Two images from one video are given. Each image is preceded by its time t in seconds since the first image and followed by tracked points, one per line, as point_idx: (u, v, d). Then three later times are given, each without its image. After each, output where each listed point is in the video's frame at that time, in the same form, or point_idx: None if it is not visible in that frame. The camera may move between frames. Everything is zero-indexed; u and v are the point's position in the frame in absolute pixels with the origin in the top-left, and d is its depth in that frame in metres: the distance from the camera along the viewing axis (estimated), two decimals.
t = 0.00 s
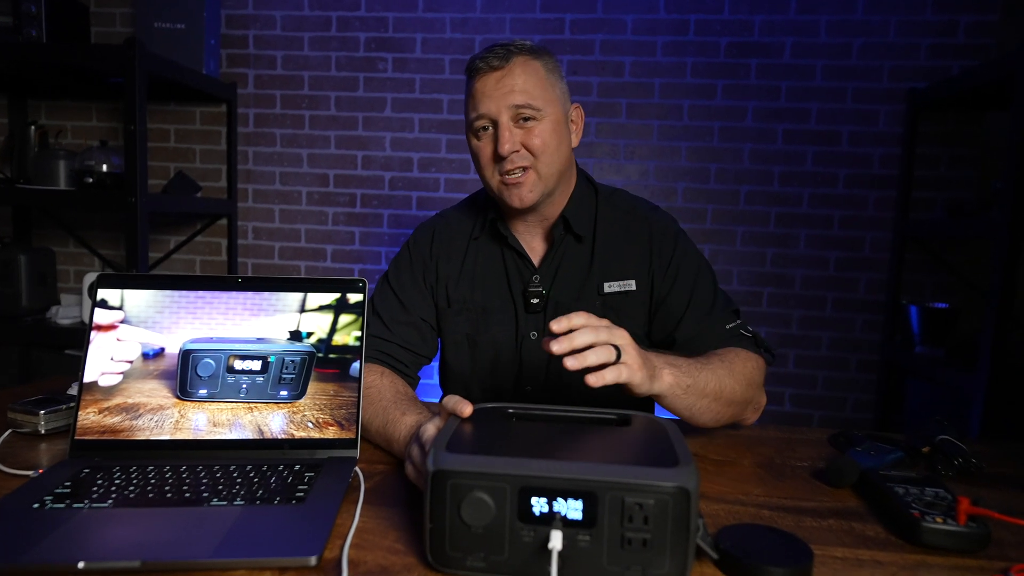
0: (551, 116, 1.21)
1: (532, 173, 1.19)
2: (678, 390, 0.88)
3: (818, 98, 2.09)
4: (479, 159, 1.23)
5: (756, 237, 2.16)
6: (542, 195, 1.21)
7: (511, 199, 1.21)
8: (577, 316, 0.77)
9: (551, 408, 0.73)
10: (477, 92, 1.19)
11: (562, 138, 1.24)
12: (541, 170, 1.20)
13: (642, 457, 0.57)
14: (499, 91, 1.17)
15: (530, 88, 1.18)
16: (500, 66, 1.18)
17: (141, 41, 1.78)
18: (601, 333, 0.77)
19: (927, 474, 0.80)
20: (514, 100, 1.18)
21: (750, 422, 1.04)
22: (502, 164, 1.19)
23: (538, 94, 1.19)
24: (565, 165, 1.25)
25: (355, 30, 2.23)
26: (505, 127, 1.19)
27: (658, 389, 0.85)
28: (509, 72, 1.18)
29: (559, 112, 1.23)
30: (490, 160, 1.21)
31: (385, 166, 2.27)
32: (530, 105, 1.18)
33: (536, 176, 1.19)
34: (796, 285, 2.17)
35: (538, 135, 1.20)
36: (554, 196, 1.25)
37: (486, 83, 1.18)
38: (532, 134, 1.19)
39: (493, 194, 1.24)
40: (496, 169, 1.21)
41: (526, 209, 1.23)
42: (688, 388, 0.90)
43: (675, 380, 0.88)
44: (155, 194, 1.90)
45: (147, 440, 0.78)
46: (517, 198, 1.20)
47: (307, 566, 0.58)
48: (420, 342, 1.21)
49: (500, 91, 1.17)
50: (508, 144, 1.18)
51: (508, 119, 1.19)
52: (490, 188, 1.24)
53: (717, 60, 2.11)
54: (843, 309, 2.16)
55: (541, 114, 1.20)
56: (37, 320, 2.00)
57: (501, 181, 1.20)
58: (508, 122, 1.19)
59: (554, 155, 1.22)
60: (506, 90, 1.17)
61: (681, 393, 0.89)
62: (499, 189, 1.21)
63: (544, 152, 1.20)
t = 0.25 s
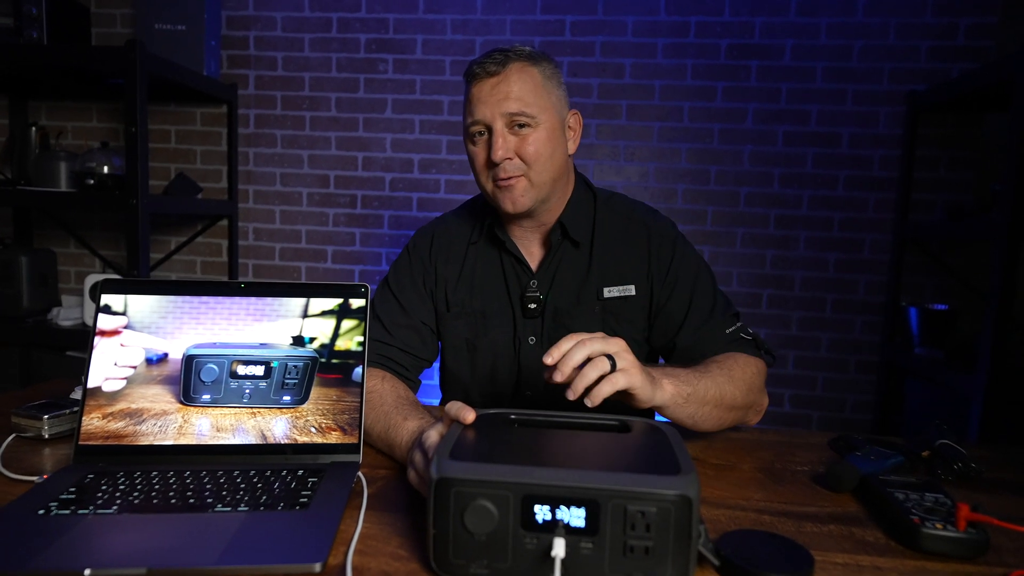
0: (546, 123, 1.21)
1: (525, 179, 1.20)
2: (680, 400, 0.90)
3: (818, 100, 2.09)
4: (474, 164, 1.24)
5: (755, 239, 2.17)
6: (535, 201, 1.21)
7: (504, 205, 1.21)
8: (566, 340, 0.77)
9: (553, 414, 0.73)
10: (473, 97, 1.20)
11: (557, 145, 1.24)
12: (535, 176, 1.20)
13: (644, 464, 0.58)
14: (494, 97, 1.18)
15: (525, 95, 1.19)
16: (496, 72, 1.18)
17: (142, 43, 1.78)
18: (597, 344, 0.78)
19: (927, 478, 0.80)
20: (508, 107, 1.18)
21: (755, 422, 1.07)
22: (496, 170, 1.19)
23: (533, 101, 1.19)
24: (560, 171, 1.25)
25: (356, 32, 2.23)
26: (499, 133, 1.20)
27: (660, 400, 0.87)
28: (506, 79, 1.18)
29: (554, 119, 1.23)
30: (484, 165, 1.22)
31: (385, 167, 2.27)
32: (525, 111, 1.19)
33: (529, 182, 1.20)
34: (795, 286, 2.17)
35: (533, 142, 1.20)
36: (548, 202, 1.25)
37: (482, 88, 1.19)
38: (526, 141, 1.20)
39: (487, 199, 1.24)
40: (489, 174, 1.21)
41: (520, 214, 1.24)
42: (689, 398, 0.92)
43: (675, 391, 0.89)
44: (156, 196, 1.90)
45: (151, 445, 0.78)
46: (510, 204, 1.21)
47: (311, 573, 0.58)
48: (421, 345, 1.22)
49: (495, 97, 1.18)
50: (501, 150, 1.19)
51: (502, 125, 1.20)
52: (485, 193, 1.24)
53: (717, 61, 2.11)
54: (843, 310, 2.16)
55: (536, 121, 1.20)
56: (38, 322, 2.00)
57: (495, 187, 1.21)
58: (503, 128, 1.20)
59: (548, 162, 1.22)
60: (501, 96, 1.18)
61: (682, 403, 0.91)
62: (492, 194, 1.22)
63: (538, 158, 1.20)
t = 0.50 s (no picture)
0: (552, 122, 1.21)
1: (531, 178, 1.19)
2: (685, 373, 0.90)
3: (818, 96, 2.09)
4: (478, 162, 1.24)
5: (755, 236, 2.17)
6: (541, 200, 1.22)
7: (509, 203, 1.21)
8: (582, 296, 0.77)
9: (553, 410, 0.73)
10: (479, 94, 1.19)
11: (563, 144, 1.24)
12: (540, 175, 1.20)
13: (643, 460, 0.58)
14: (501, 95, 1.17)
15: (532, 94, 1.18)
16: (502, 70, 1.17)
17: (141, 40, 1.78)
18: (616, 299, 0.77)
19: (926, 474, 0.81)
20: (515, 105, 1.18)
21: (755, 417, 1.06)
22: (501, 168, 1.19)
23: (539, 100, 1.19)
24: (565, 170, 1.24)
25: (356, 29, 2.23)
26: (505, 132, 1.19)
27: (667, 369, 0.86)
28: (512, 77, 1.17)
29: (560, 118, 1.23)
30: (489, 164, 1.21)
31: (385, 165, 2.27)
32: (531, 110, 1.18)
33: (535, 181, 1.20)
34: (795, 283, 2.17)
35: (538, 140, 1.20)
36: (553, 200, 1.25)
37: (489, 86, 1.18)
38: (532, 140, 1.19)
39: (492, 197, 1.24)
40: (495, 173, 1.21)
41: (524, 212, 1.24)
42: (693, 372, 0.92)
43: (681, 363, 0.89)
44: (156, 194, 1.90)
45: (153, 442, 0.79)
46: (515, 202, 1.21)
47: (313, 568, 0.59)
48: (422, 343, 1.22)
49: (502, 95, 1.17)
50: (506, 149, 1.19)
51: (508, 124, 1.19)
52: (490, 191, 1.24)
53: (717, 58, 2.11)
54: (842, 307, 2.17)
55: (542, 120, 1.20)
56: (39, 320, 2.00)
57: (500, 185, 1.21)
58: (508, 127, 1.19)
59: (554, 161, 1.22)
60: (508, 94, 1.17)
61: (687, 377, 0.91)
62: (498, 193, 1.22)
63: (544, 157, 1.20)
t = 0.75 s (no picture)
0: (559, 127, 1.21)
1: (538, 185, 1.20)
2: (681, 314, 0.98)
3: (818, 95, 2.09)
4: (485, 167, 1.23)
5: (755, 234, 2.17)
6: (548, 207, 1.22)
7: (516, 209, 1.21)
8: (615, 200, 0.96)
9: (554, 408, 0.73)
10: (485, 99, 1.19)
11: (569, 149, 1.24)
12: (547, 183, 1.21)
13: (645, 458, 0.58)
14: (508, 101, 1.17)
15: (539, 99, 1.18)
16: (510, 74, 1.17)
17: (141, 37, 1.78)
18: (641, 210, 0.93)
19: (925, 472, 0.81)
20: (522, 111, 1.18)
21: (749, 419, 1.01)
22: (508, 174, 1.19)
23: (546, 105, 1.19)
24: (572, 176, 1.24)
25: (356, 26, 2.22)
26: (512, 137, 1.19)
27: (666, 297, 0.96)
28: (519, 82, 1.17)
29: (567, 123, 1.23)
30: (496, 169, 1.21)
31: (386, 162, 2.27)
32: (538, 116, 1.18)
33: (542, 188, 1.20)
34: (795, 281, 2.18)
35: (545, 146, 1.20)
36: (561, 207, 1.25)
37: (495, 91, 1.18)
38: (539, 145, 1.19)
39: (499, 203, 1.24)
40: (502, 179, 1.21)
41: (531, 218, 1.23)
42: (690, 326, 0.99)
43: (681, 306, 0.98)
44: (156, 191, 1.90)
45: (155, 439, 0.79)
46: (522, 208, 1.21)
47: (316, 565, 0.59)
48: (424, 342, 1.23)
49: (509, 100, 1.17)
50: (514, 155, 1.18)
51: (515, 129, 1.19)
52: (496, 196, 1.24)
53: (717, 56, 2.11)
54: (841, 305, 2.17)
55: (548, 125, 1.20)
56: (39, 317, 2.00)
57: (507, 191, 1.21)
58: (516, 132, 1.19)
59: (561, 167, 1.22)
60: (515, 100, 1.17)
61: (682, 319, 0.98)
62: (504, 198, 1.22)
63: (551, 164, 1.20)
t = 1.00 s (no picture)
0: (560, 126, 1.21)
1: (539, 183, 1.19)
2: (692, 343, 0.93)
3: (820, 92, 2.09)
4: (485, 166, 1.23)
5: (756, 231, 2.17)
6: (548, 205, 1.21)
7: (517, 208, 1.21)
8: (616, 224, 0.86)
9: (556, 404, 0.74)
10: (486, 98, 1.19)
11: (571, 148, 1.23)
12: (548, 180, 1.20)
13: (649, 454, 0.58)
14: (508, 99, 1.17)
15: (539, 98, 1.18)
16: (510, 72, 1.17)
17: (142, 33, 1.77)
18: (646, 238, 0.85)
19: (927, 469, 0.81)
20: (522, 110, 1.17)
21: (755, 426, 0.97)
22: (509, 173, 1.19)
23: (547, 104, 1.19)
24: (573, 175, 1.24)
25: (357, 22, 2.22)
26: (512, 136, 1.19)
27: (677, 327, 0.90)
28: (519, 80, 1.17)
29: (568, 121, 1.22)
30: (496, 168, 1.21)
31: (386, 159, 2.27)
32: (539, 115, 1.18)
33: (542, 187, 1.19)
34: (796, 279, 2.18)
35: (546, 145, 1.19)
36: (561, 205, 1.25)
37: (496, 90, 1.17)
38: (540, 144, 1.19)
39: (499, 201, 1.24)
40: (502, 178, 1.20)
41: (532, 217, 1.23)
42: (701, 347, 0.95)
43: (691, 332, 0.93)
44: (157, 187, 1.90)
45: (157, 435, 0.79)
46: (522, 207, 1.21)
47: (320, 560, 0.59)
48: (425, 340, 1.23)
49: (509, 99, 1.17)
50: (514, 154, 1.18)
51: (515, 128, 1.19)
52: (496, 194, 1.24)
53: (718, 53, 2.10)
54: (842, 302, 2.17)
55: (549, 124, 1.19)
56: (40, 313, 2.00)
57: (507, 190, 1.20)
58: (516, 131, 1.19)
59: (561, 165, 1.21)
60: (516, 98, 1.17)
61: (694, 346, 0.94)
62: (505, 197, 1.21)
63: (552, 163, 1.20)
